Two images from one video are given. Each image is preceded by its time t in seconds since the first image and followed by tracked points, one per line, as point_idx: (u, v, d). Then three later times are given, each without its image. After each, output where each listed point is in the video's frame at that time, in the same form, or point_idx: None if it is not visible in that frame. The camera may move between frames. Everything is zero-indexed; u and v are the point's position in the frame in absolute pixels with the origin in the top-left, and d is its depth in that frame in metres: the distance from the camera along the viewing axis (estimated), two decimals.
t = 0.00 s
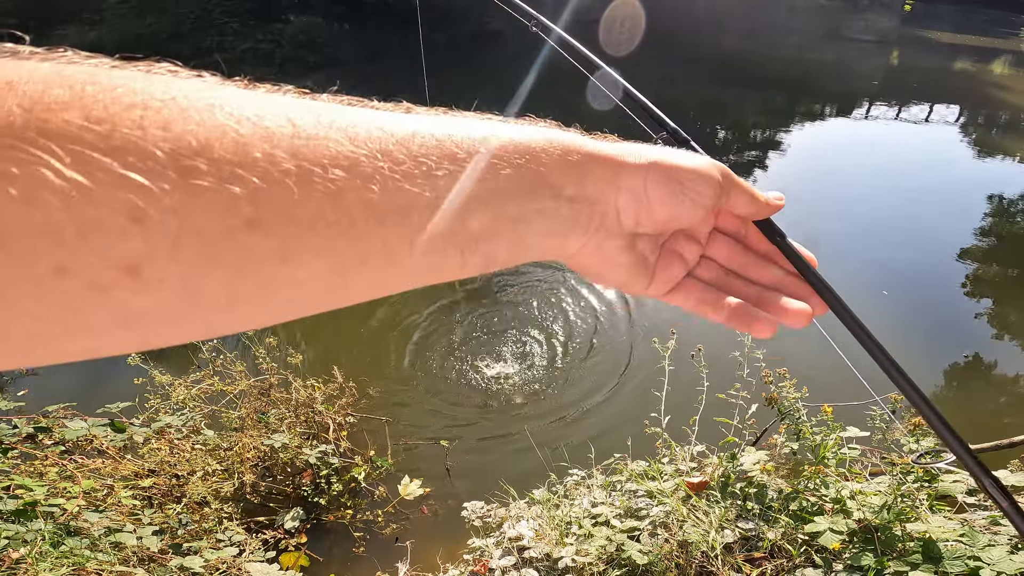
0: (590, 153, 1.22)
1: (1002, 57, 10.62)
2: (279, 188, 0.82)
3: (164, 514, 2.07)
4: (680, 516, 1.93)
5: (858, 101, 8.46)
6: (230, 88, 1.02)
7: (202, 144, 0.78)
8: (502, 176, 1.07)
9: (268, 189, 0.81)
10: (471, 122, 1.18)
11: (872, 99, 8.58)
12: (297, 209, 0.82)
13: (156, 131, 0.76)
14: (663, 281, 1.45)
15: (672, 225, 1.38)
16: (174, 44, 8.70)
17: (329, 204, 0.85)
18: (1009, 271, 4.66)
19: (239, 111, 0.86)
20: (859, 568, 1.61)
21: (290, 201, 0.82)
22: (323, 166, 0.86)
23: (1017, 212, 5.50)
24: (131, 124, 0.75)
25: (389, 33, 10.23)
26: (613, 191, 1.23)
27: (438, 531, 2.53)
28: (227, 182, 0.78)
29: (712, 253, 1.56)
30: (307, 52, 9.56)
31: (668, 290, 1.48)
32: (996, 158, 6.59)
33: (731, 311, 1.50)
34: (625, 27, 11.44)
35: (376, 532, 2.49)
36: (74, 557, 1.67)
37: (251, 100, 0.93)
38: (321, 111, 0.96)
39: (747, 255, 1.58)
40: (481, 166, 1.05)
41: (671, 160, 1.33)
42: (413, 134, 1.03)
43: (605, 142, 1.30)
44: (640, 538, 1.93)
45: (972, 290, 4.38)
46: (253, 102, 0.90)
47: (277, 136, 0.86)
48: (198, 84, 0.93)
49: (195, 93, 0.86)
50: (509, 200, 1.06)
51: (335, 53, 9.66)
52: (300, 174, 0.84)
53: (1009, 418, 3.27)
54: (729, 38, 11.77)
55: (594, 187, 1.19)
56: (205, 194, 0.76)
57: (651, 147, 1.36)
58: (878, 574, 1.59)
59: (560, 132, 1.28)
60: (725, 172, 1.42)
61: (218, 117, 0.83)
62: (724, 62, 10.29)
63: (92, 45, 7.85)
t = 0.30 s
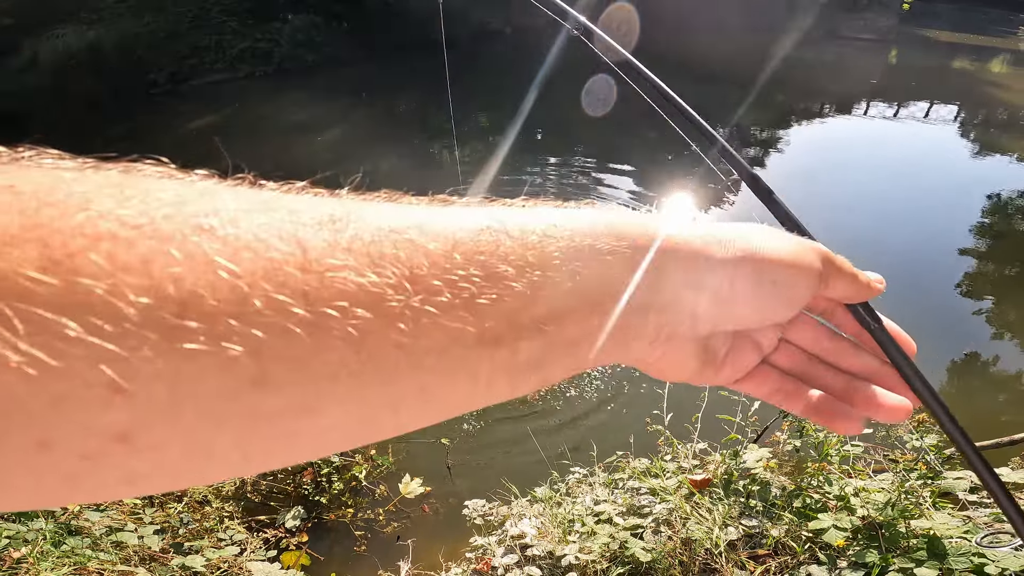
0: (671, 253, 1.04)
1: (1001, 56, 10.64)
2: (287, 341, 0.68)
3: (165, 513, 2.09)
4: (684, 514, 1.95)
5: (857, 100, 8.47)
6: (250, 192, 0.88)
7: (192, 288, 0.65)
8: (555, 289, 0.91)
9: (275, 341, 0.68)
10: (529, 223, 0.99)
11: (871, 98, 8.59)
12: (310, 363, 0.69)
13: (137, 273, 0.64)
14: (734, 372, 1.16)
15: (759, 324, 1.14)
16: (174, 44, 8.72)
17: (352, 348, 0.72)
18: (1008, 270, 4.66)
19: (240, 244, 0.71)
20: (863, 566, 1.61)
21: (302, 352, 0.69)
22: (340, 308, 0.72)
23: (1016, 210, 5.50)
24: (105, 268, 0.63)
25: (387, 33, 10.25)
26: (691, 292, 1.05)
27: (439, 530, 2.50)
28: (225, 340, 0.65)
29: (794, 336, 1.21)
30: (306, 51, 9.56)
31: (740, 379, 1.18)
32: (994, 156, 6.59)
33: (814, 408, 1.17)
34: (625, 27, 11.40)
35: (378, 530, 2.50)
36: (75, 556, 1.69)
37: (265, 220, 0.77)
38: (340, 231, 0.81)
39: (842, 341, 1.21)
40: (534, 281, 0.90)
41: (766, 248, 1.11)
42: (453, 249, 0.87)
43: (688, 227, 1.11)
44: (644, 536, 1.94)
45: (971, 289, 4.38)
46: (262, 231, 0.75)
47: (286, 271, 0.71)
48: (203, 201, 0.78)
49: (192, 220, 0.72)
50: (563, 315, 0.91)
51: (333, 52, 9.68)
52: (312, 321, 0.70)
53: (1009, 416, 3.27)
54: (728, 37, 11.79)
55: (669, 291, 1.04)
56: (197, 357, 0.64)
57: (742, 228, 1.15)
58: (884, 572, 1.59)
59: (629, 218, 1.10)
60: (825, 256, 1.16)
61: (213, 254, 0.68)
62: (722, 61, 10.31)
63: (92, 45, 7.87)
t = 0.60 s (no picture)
0: (694, 329, 1.05)
1: (1000, 56, 10.65)
2: (291, 446, 0.69)
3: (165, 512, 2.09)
4: (682, 513, 1.96)
5: (855, 100, 8.48)
6: (261, 279, 0.88)
7: (190, 399, 0.66)
8: (569, 376, 0.90)
9: (278, 447, 0.68)
10: (554, 301, 0.98)
11: (870, 97, 8.59)
12: (314, 466, 0.70)
13: (128, 385, 0.64)
14: (765, 436, 1.23)
15: (790, 392, 1.16)
16: (173, 43, 8.72)
17: (360, 448, 0.73)
18: (1006, 269, 4.67)
19: (239, 348, 0.71)
20: (860, 565, 1.62)
21: (306, 455, 0.70)
22: (343, 411, 0.72)
23: (1015, 210, 5.51)
24: (96, 384, 0.63)
25: (387, 33, 10.25)
26: (719, 366, 1.07)
27: (435, 529, 2.49)
28: (226, 450, 0.66)
29: (839, 402, 1.27)
30: (305, 50, 9.56)
31: (776, 441, 1.25)
32: (993, 156, 6.60)
33: (850, 473, 1.23)
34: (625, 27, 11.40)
35: (376, 529, 2.50)
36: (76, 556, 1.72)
37: (271, 320, 0.77)
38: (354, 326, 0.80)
39: (889, 405, 1.24)
40: (552, 369, 0.89)
41: (802, 318, 1.10)
42: (463, 338, 0.85)
43: (721, 299, 1.12)
44: (641, 534, 1.94)
45: (968, 287, 4.39)
46: (265, 332, 0.74)
47: (285, 376, 0.71)
48: (208, 298, 0.78)
49: (188, 324, 0.72)
50: (575, 401, 0.90)
51: (333, 52, 9.68)
52: (313, 424, 0.70)
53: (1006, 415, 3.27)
54: (727, 36, 11.79)
55: (695, 365, 1.05)
56: (202, 466, 0.65)
57: (783, 298, 1.15)
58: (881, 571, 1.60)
59: (670, 290, 1.11)
60: (874, 322, 1.12)
61: (210, 362, 0.69)
62: (721, 61, 10.31)
63: (91, 44, 7.88)
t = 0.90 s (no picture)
0: (679, 400, 0.89)
1: (999, 56, 10.65)
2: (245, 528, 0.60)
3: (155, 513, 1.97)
4: (680, 511, 1.98)
5: (855, 100, 8.48)
6: (221, 353, 0.74)
7: (138, 485, 0.57)
8: (548, 452, 0.78)
9: (231, 531, 0.59)
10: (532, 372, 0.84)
11: (869, 97, 8.60)
12: (269, 552, 0.61)
13: (74, 472, 0.56)
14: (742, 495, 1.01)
15: (769, 464, 0.97)
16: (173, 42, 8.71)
17: (322, 527, 0.63)
18: (1004, 270, 4.67)
19: (194, 435, 0.61)
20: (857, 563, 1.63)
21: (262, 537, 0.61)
22: (307, 493, 0.63)
23: (1013, 211, 5.51)
24: (35, 471, 0.54)
25: (386, 32, 10.24)
26: (694, 435, 0.90)
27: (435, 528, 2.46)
28: (176, 529, 0.57)
29: (832, 463, 1.03)
30: (305, 48, 9.54)
31: (752, 497, 1.03)
32: (991, 156, 6.61)
33: (829, 531, 1.04)
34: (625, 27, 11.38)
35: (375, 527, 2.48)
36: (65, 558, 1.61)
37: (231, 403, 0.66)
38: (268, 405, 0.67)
39: (887, 465, 1.03)
40: (527, 447, 0.77)
41: (789, 390, 0.92)
42: (440, 419, 0.73)
43: (683, 359, 0.95)
44: (640, 532, 1.93)
45: (966, 288, 4.39)
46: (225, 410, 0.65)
47: (240, 464, 0.61)
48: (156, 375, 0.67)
49: (138, 412, 0.62)
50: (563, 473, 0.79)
51: (333, 51, 9.67)
52: (274, 506, 0.61)
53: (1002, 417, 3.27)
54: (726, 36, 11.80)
55: (671, 435, 0.88)
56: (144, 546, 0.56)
57: (752, 360, 0.98)
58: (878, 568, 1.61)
59: (634, 354, 0.95)
60: (868, 395, 0.94)
61: (159, 452, 0.59)
62: (721, 61, 10.32)
63: (92, 44, 7.86)
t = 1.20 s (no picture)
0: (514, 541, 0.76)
1: (999, 58, 10.65)
2: None
3: (164, 509, 2.03)
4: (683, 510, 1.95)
5: (854, 101, 8.49)
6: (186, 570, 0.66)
7: None
8: None
9: None
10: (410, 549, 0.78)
11: (869, 99, 8.60)
12: None
13: None
14: None
15: None
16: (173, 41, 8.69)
17: None
18: (1005, 271, 4.67)
19: None
20: (861, 564, 1.62)
21: None
22: None
23: (1013, 212, 5.51)
24: None
25: (387, 31, 10.22)
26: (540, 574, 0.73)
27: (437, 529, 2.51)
28: None
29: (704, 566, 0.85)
30: (306, 48, 9.53)
31: None
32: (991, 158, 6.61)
33: None
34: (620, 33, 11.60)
35: (376, 528, 2.50)
36: (72, 552, 1.62)
37: None
38: None
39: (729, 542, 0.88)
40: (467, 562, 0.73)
41: (605, 517, 0.81)
42: None
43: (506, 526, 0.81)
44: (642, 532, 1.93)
45: (965, 290, 4.41)
46: None
47: None
48: None
49: None
50: None
51: (334, 51, 9.67)
52: None
53: (1003, 419, 3.27)
54: (727, 36, 11.80)
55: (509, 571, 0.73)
56: None
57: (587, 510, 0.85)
58: (882, 568, 1.60)
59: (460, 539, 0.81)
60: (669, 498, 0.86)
61: None
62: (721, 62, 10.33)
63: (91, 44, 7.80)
